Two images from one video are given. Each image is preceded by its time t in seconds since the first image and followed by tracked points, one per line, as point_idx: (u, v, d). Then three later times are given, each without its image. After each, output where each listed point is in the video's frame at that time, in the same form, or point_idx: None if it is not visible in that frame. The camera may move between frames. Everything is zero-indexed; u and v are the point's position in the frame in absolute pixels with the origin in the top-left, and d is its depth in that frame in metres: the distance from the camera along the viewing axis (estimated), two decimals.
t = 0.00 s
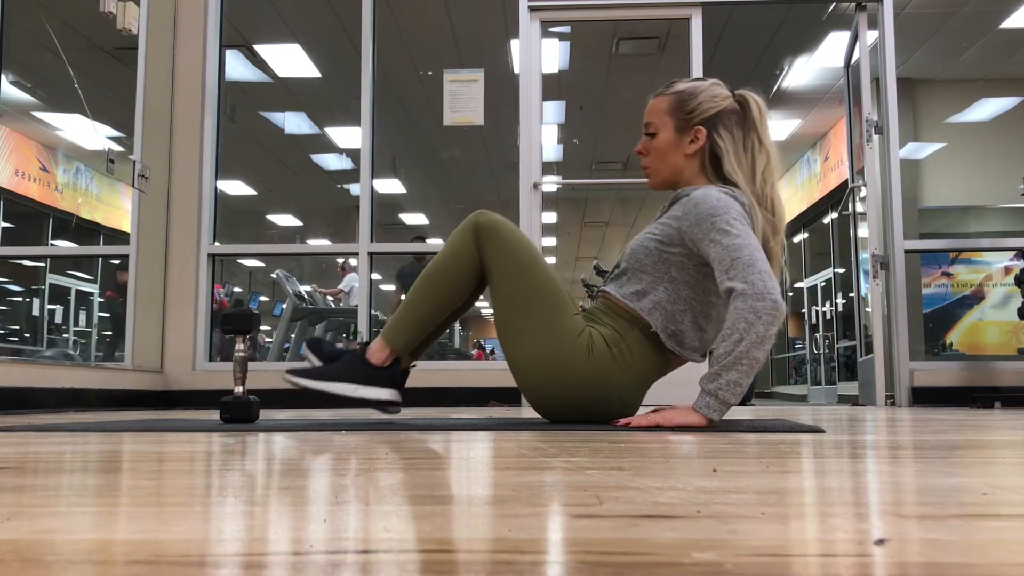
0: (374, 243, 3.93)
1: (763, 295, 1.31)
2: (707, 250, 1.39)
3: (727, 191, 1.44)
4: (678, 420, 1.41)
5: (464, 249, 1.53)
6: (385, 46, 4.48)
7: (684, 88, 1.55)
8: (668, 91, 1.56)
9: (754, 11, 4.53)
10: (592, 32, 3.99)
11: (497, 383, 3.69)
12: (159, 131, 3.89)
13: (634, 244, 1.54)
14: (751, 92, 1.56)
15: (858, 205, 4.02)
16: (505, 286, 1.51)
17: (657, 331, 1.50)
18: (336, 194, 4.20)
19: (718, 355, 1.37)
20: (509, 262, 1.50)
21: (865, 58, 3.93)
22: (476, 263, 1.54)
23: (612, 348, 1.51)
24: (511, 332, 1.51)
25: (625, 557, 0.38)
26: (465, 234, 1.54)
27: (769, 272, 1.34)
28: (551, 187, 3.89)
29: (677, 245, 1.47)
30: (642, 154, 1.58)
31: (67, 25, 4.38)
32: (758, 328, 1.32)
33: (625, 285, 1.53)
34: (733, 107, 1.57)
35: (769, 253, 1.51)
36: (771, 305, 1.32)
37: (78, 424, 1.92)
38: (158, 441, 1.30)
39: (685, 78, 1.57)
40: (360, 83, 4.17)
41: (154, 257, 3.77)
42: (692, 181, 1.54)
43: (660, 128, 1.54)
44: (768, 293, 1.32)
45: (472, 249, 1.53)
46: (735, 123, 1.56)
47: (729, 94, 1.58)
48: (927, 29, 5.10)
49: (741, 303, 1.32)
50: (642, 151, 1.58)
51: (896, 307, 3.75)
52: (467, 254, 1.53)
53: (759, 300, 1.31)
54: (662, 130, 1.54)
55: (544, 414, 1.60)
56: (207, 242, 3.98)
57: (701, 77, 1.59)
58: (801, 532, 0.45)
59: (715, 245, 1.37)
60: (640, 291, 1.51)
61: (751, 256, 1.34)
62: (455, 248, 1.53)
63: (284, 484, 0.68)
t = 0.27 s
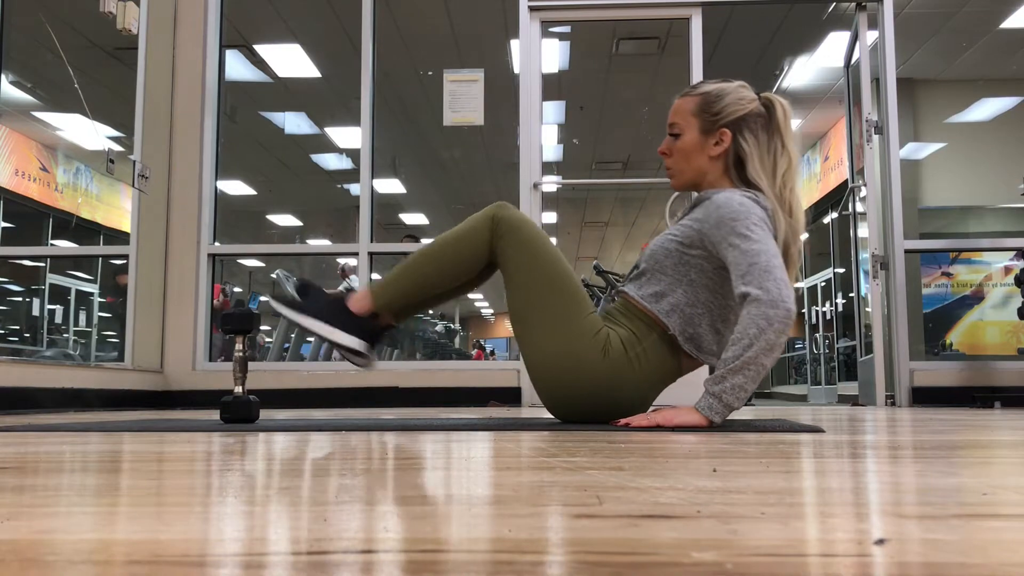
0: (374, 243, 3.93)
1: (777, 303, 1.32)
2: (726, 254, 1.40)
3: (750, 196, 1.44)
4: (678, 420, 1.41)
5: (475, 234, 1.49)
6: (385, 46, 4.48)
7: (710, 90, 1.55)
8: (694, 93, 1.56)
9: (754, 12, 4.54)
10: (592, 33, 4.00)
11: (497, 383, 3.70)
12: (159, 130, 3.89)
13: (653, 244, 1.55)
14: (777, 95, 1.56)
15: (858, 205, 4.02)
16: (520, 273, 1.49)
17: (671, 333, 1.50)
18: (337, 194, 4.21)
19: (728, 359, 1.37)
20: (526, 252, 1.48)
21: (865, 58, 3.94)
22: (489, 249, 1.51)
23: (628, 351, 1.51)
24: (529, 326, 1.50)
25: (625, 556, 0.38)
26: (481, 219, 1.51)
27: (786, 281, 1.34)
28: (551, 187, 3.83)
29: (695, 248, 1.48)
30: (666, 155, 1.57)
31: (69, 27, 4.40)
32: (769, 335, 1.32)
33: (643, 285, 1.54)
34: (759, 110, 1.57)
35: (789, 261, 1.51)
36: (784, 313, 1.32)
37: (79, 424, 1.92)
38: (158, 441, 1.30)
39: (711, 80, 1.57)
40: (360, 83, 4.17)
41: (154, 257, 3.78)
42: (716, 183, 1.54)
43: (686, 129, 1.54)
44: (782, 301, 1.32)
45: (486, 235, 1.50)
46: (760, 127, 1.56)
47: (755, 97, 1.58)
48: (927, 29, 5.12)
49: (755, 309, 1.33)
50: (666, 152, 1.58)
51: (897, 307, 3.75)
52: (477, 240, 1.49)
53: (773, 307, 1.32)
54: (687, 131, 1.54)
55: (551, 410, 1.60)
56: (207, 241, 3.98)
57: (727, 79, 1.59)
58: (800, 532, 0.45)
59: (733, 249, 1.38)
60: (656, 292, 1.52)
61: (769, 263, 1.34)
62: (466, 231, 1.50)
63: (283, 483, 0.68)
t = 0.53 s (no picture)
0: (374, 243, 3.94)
1: (801, 325, 1.31)
2: (749, 274, 1.39)
3: (781, 224, 1.43)
4: (678, 420, 1.42)
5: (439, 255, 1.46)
6: (385, 46, 4.48)
7: (749, 109, 1.55)
8: (733, 111, 1.55)
9: (753, 12, 4.54)
10: (592, 32, 4.00)
11: (497, 383, 3.69)
12: (158, 130, 3.89)
13: (676, 256, 1.55)
14: (816, 119, 1.54)
15: (858, 205, 4.02)
16: (490, 291, 1.46)
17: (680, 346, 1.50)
18: (337, 195, 4.21)
19: (741, 372, 1.37)
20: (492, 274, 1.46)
21: (865, 58, 3.93)
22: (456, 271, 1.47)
23: (631, 354, 1.51)
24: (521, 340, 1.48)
25: (625, 557, 0.38)
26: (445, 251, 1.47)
27: (811, 307, 1.33)
28: (551, 187, 3.81)
29: (717, 266, 1.47)
30: (698, 171, 1.58)
31: (69, 27, 4.42)
32: (786, 355, 1.32)
33: (659, 295, 1.54)
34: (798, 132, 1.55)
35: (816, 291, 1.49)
36: (806, 338, 1.31)
37: (78, 424, 1.92)
38: (158, 442, 1.30)
39: (751, 98, 1.57)
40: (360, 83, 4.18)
41: (154, 257, 3.78)
42: (746, 204, 1.54)
43: (720, 147, 1.54)
44: (807, 325, 1.31)
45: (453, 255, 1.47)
46: (798, 149, 1.54)
47: (796, 118, 1.56)
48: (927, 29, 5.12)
49: (777, 328, 1.32)
50: (699, 168, 1.58)
51: (897, 307, 3.75)
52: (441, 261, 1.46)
53: (796, 329, 1.31)
54: (721, 149, 1.54)
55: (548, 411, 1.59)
56: (207, 241, 3.99)
57: (768, 99, 1.58)
58: (800, 531, 0.45)
59: (760, 269, 1.37)
60: (674, 304, 1.52)
61: (796, 287, 1.33)
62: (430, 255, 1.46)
63: (283, 483, 0.68)
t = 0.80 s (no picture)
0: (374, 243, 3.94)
1: (794, 319, 1.31)
2: (740, 269, 1.39)
3: (769, 216, 1.43)
4: (679, 420, 1.43)
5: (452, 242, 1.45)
6: (385, 46, 4.48)
7: (745, 105, 1.55)
8: (728, 106, 1.56)
9: (753, 12, 4.54)
10: (592, 32, 4.00)
11: (496, 383, 3.69)
12: (158, 130, 3.90)
13: (666, 253, 1.55)
14: (814, 116, 1.53)
15: (858, 205, 4.02)
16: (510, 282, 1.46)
17: (676, 342, 1.50)
18: (337, 195, 4.20)
19: (739, 369, 1.37)
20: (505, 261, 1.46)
21: (865, 58, 3.94)
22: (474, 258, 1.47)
23: (627, 353, 1.51)
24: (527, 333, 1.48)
25: (625, 557, 0.38)
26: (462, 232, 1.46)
27: (803, 298, 1.33)
28: (550, 186, 3.83)
29: (709, 261, 1.47)
30: (693, 165, 1.58)
31: (69, 27, 4.40)
32: (781, 350, 1.32)
33: (653, 293, 1.54)
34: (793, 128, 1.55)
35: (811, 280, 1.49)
36: (800, 331, 1.31)
37: (78, 424, 1.92)
38: (158, 441, 1.30)
39: (747, 94, 1.57)
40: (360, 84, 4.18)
41: (154, 256, 3.78)
42: (739, 199, 1.54)
43: (714, 142, 1.54)
44: (800, 318, 1.31)
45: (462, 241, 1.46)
46: (793, 146, 1.54)
47: (791, 115, 1.56)
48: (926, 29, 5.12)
49: (770, 323, 1.32)
50: (693, 162, 1.59)
51: (897, 307, 3.75)
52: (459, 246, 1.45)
53: (789, 323, 1.31)
54: (716, 144, 1.54)
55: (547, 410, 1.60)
56: (207, 241, 3.99)
57: (766, 96, 1.58)
58: (800, 531, 0.45)
59: (749, 264, 1.37)
60: (668, 301, 1.52)
61: (787, 280, 1.33)
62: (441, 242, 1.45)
63: (284, 483, 0.68)
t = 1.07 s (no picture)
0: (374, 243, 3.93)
1: (778, 304, 1.32)
2: (723, 255, 1.40)
3: (748, 195, 1.43)
4: (679, 420, 1.42)
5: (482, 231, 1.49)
6: (385, 46, 4.47)
7: (713, 86, 1.54)
8: (697, 88, 1.55)
9: (753, 12, 4.54)
10: (592, 33, 4.00)
11: (497, 383, 3.69)
12: (159, 130, 3.90)
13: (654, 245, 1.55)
14: (781, 96, 1.55)
15: (858, 206, 4.02)
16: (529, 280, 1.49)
17: (673, 334, 1.50)
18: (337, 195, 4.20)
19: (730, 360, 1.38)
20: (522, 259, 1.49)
21: (865, 58, 3.94)
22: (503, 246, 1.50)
23: (628, 352, 1.50)
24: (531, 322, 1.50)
25: (626, 557, 0.38)
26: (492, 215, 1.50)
27: (785, 281, 1.34)
28: (550, 187, 3.89)
29: (695, 249, 1.47)
30: (665, 149, 1.58)
31: (69, 27, 4.36)
32: (769, 336, 1.32)
33: (645, 288, 1.54)
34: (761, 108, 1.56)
35: (789, 256, 1.52)
36: (785, 314, 1.32)
37: (78, 424, 1.92)
38: (157, 441, 1.30)
39: (715, 76, 1.56)
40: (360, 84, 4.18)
41: (154, 256, 3.78)
42: (714, 181, 1.54)
43: (686, 125, 1.54)
44: (783, 302, 1.32)
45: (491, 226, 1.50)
46: (761, 126, 1.56)
47: (758, 95, 1.57)
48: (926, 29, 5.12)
49: (755, 310, 1.32)
50: (666, 146, 1.58)
51: (896, 307, 3.75)
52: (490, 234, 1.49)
53: (773, 308, 1.31)
54: (687, 127, 1.54)
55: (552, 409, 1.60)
56: (207, 241, 3.99)
57: (731, 77, 1.58)
58: (800, 531, 0.45)
59: (731, 250, 1.37)
60: (657, 293, 1.52)
61: (768, 263, 1.34)
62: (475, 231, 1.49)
63: (284, 484, 0.68)
